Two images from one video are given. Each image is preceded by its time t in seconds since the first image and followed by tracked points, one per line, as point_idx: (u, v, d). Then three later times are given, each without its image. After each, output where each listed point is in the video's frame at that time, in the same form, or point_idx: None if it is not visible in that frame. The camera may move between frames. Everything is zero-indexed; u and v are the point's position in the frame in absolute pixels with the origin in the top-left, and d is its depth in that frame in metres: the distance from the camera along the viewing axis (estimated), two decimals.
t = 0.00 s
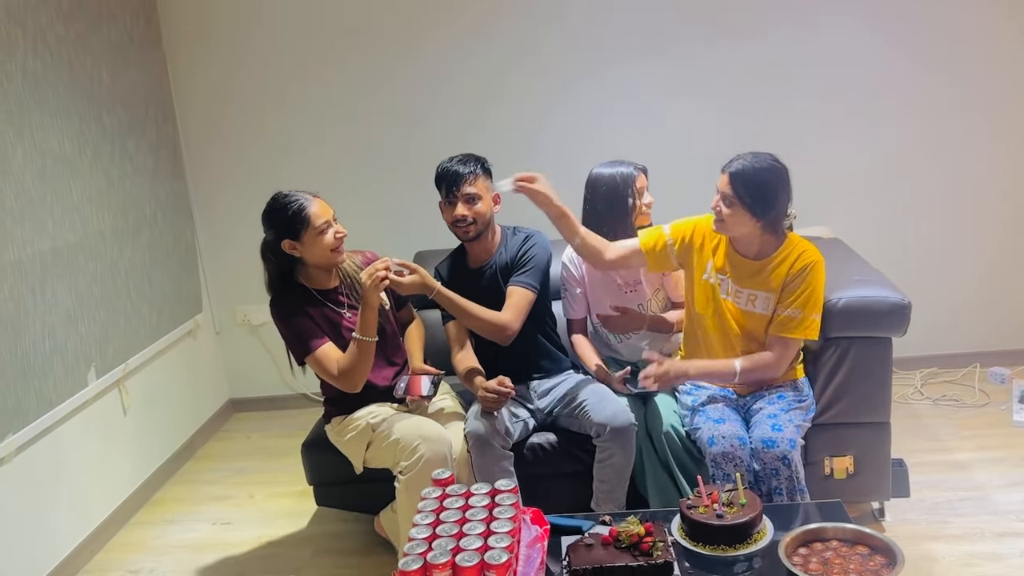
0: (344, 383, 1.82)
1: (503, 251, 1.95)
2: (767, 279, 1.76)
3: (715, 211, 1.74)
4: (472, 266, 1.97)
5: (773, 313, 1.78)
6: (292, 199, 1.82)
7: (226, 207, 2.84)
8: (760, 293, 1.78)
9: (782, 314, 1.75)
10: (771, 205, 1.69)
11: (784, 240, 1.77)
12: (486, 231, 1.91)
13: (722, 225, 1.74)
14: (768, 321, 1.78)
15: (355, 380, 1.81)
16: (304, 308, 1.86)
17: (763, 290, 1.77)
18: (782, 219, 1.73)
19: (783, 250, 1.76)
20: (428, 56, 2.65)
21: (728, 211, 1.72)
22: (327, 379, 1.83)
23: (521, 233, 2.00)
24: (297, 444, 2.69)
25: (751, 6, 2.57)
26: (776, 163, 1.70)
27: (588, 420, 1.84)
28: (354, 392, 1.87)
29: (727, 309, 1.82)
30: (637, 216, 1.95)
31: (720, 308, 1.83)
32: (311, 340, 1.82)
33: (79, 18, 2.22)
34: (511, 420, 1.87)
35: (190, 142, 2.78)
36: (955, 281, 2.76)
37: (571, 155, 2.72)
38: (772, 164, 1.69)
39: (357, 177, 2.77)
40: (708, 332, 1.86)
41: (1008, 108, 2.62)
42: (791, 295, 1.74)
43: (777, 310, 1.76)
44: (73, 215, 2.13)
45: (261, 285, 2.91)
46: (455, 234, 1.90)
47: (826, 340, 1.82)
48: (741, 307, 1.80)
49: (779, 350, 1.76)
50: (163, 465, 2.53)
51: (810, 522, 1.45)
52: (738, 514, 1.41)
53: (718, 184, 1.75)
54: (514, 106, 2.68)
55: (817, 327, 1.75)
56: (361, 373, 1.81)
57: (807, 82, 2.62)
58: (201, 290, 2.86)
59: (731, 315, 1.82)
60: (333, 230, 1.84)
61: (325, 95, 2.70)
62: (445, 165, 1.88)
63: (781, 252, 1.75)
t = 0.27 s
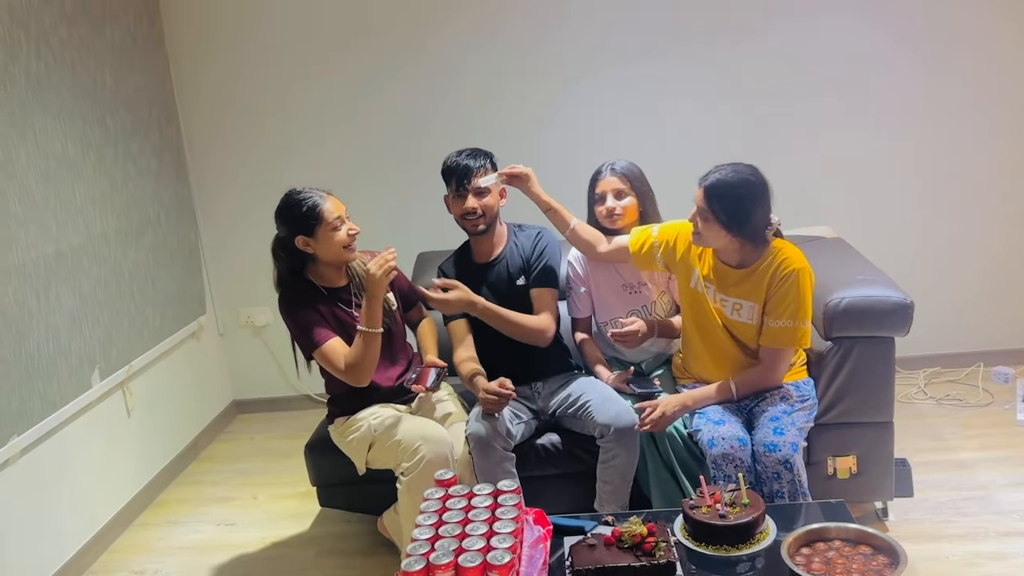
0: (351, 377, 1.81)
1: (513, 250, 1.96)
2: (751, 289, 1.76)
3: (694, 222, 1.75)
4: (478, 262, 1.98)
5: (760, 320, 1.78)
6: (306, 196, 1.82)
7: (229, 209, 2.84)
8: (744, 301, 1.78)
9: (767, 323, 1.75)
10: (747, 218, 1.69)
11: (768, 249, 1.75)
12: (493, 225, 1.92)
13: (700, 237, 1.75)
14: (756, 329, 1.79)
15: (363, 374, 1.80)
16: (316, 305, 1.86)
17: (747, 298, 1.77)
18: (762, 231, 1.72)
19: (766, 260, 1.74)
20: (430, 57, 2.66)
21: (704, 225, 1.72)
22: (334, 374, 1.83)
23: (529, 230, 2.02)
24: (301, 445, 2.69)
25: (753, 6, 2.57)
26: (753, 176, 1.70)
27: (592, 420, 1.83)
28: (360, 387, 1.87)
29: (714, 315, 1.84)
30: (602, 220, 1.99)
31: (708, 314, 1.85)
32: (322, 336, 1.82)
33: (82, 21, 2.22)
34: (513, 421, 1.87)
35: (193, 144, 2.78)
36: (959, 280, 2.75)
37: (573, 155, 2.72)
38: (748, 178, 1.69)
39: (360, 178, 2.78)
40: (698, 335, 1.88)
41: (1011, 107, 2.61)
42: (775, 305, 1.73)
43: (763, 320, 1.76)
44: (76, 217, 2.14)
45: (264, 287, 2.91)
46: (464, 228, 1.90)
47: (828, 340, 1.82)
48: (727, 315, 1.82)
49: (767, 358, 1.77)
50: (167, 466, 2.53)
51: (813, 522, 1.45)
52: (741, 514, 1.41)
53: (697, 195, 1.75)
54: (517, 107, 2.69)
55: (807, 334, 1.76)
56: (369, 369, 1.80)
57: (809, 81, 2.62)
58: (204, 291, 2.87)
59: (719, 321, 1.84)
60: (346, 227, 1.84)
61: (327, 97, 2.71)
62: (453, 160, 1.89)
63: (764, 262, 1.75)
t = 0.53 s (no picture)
0: (364, 380, 1.82)
1: (523, 253, 1.98)
2: (747, 293, 1.76)
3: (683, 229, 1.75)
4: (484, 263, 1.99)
5: (757, 324, 1.78)
6: (327, 196, 1.83)
7: (232, 212, 2.85)
8: (740, 306, 1.78)
9: (764, 327, 1.75)
10: (735, 227, 1.68)
11: (762, 253, 1.75)
12: (500, 222, 1.93)
13: (690, 244, 1.76)
14: (752, 332, 1.79)
15: (377, 377, 1.81)
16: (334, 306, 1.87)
17: (743, 302, 1.77)
18: (753, 238, 1.72)
19: (759, 265, 1.75)
20: (432, 60, 2.66)
21: (692, 233, 1.73)
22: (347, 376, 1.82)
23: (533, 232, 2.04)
24: (304, 448, 2.69)
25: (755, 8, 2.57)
26: (740, 185, 1.68)
27: (593, 422, 1.83)
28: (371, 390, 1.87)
29: (711, 319, 1.84)
30: (597, 220, 1.96)
31: (705, 317, 1.85)
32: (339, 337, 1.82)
33: (85, 25, 2.23)
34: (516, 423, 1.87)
35: (196, 147, 2.79)
36: (962, 280, 2.74)
37: (575, 157, 2.72)
38: (734, 187, 1.68)
39: (362, 181, 2.78)
40: (697, 338, 1.89)
41: (1013, 108, 2.61)
42: (770, 309, 1.73)
43: (759, 324, 1.76)
44: (80, 221, 2.14)
45: (267, 290, 2.92)
46: (475, 226, 1.89)
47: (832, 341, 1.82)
48: (724, 319, 1.82)
49: (765, 362, 1.77)
50: (171, 469, 2.54)
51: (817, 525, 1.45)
52: (745, 517, 1.41)
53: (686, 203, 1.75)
54: (519, 109, 2.69)
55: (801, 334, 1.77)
56: (383, 372, 1.81)
57: (811, 82, 2.62)
58: (207, 294, 2.88)
59: (716, 325, 1.84)
60: (367, 227, 1.85)
61: (329, 100, 2.71)
62: (455, 164, 1.90)
63: (758, 267, 1.75)
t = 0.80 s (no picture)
0: (378, 381, 1.81)
1: (526, 254, 1.98)
2: (747, 290, 1.76)
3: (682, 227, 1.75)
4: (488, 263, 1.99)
5: (758, 321, 1.77)
6: (349, 194, 1.83)
7: (235, 214, 2.85)
8: (740, 303, 1.78)
9: (765, 324, 1.75)
10: (733, 225, 1.68)
11: (761, 249, 1.75)
12: (504, 223, 1.94)
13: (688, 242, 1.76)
14: (752, 329, 1.79)
15: (392, 378, 1.81)
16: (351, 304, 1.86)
17: (743, 300, 1.77)
18: (752, 236, 1.71)
19: (758, 262, 1.74)
20: (434, 61, 2.66)
21: (691, 231, 1.73)
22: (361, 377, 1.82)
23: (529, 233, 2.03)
24: (307, 450, 2.69)
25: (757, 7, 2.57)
26: (738, 183, 1.68)
27: (597, 421, 1.84)
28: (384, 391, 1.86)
29: (712, 317, 1.84)
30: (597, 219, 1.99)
31: (706, 315, 1.85)
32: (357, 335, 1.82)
33: (88, 27, 2.23)
34: (519, 424, 1.87)
35: (199, 149, 2.79)
36: (966, 280, 2.74)
37: (578, 158, 2.72)
38: (732, 185, 1.67)
39: (365, 182, 2.78)
40: (698, 336, 1.89)
41: (1016, 107, 2.60)
42: (771, 306, 1.73)
43: (760, 321, 1.76)
44: (83, 223, 2.15)
45: (270, 291, 2.92)
46: (479, 227, 1.89)
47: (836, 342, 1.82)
48: (724, 317, 1.82)
49: (768, 360, 1.76)
50: (175, 471, 2.54)
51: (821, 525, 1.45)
52: (749, 517, 1.41)
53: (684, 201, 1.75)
54: (521, 110, 2.69)
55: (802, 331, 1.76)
56: (400, 373, 1.81)
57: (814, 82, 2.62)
58: (210, 296, 2.88)
59: (716, 322, 1.84)
60: (388, 225, 1.85)
61: (331, 101, 2.71)
62: (460, 165, 1.91)
63: (757, 264, 1.75)
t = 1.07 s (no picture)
0: (387, 382, 1.82)
1: (534, 257, 1.98)
2: (747, 287, 1.76)
3: (681, 225, 1.75)
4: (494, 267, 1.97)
5: (758, 318, 1.78)
6: (361, 194, 1.83)
7: (238, 215, 2.86)
8: (741, 300, 1.78)
9: (765, 321, 1.75)
10: (732, 222, 1.68)
11: (760, 247, 1.76)
12: (509, 227, 1.93)
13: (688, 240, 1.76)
14: (755, 328, 1.78)
15: (400, 380, 1.81)
16: (361, 303, 1.87)
17: (744, 297, 1.77)
18: (751, 233, 1.72)
19: (758, 259, 1.75)
20: (437, 62, 2.67)
21: (690, 229, 1.73)
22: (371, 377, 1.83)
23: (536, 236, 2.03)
24: (311, 451, 2.70)
25: (759, 8, 2.57)
26: (736, 181, 1.68)
27: (602, 421, 1.85)
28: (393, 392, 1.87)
29: (712, 315, 1.84)
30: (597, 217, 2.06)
31: (706, 313, 1.85)
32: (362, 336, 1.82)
33: (91, 29, 2.24)
34: (522, 424, 1.86)
35: (202, 150, 2.80)
36: (968, 279, 2.74)
37: (580, 158, 2.72)
38: (730, 183, 1.68)
39: (367, 183, 2.79)
40: (700, 336, 1.89)
41: (1018, 106, 2.60)
42: (771, 303, 1.73)
43: (761, 318, 1.76)
44: (86, 224, 2.15)
45: (273, 293, 2.92)
46: (483, 233, 1.89)
47: (838, 341, 1.82)
48: (725, 315, 1.82)
49: (769, 357, 1.76)
50: (178, 472, 2.55)
51: (825, 525, 1.45)
52: (752, 517, 1.41)
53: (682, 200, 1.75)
54: (524, 111, 2.69)
55: (804, 328, 1.77)
56: (408, 376, 1.81)
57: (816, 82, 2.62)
58: (214, 297, 2.88)
59: (717, 320, 1.84)
60: (398, 227, 1.85)
61: (334, 102, 2.72)
62: (465, 168, 1.91)
63: (757, 261, 1.75)
